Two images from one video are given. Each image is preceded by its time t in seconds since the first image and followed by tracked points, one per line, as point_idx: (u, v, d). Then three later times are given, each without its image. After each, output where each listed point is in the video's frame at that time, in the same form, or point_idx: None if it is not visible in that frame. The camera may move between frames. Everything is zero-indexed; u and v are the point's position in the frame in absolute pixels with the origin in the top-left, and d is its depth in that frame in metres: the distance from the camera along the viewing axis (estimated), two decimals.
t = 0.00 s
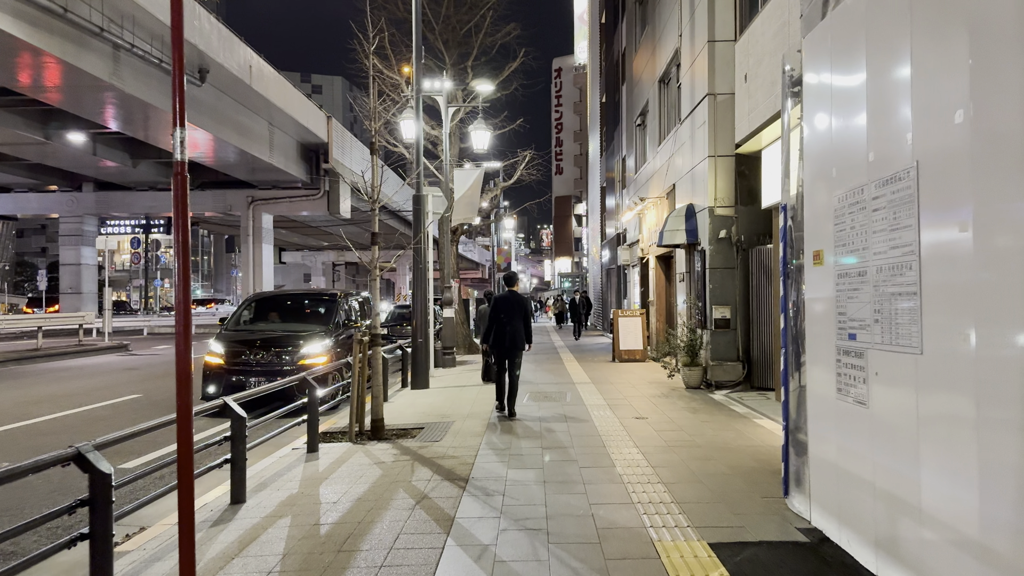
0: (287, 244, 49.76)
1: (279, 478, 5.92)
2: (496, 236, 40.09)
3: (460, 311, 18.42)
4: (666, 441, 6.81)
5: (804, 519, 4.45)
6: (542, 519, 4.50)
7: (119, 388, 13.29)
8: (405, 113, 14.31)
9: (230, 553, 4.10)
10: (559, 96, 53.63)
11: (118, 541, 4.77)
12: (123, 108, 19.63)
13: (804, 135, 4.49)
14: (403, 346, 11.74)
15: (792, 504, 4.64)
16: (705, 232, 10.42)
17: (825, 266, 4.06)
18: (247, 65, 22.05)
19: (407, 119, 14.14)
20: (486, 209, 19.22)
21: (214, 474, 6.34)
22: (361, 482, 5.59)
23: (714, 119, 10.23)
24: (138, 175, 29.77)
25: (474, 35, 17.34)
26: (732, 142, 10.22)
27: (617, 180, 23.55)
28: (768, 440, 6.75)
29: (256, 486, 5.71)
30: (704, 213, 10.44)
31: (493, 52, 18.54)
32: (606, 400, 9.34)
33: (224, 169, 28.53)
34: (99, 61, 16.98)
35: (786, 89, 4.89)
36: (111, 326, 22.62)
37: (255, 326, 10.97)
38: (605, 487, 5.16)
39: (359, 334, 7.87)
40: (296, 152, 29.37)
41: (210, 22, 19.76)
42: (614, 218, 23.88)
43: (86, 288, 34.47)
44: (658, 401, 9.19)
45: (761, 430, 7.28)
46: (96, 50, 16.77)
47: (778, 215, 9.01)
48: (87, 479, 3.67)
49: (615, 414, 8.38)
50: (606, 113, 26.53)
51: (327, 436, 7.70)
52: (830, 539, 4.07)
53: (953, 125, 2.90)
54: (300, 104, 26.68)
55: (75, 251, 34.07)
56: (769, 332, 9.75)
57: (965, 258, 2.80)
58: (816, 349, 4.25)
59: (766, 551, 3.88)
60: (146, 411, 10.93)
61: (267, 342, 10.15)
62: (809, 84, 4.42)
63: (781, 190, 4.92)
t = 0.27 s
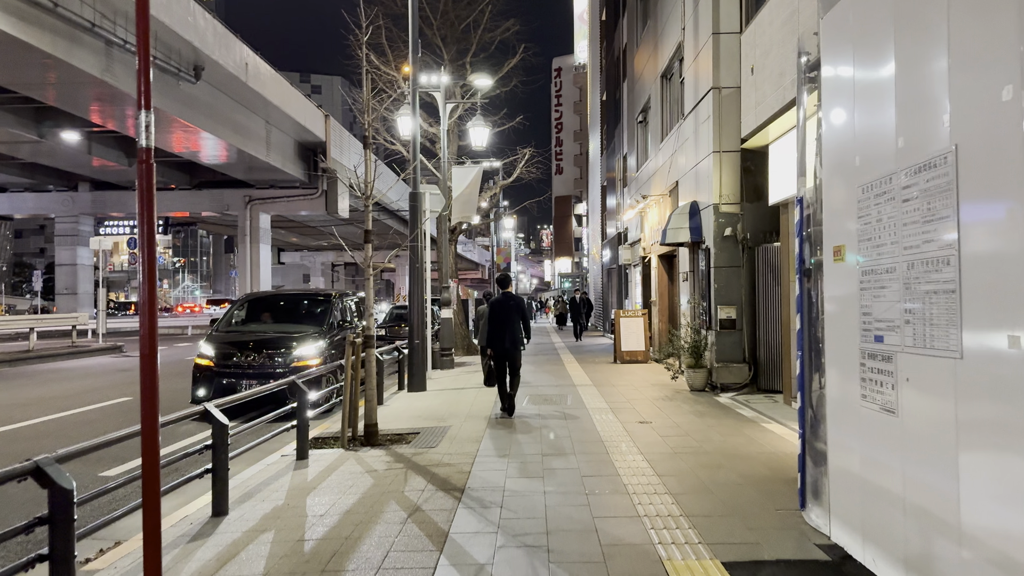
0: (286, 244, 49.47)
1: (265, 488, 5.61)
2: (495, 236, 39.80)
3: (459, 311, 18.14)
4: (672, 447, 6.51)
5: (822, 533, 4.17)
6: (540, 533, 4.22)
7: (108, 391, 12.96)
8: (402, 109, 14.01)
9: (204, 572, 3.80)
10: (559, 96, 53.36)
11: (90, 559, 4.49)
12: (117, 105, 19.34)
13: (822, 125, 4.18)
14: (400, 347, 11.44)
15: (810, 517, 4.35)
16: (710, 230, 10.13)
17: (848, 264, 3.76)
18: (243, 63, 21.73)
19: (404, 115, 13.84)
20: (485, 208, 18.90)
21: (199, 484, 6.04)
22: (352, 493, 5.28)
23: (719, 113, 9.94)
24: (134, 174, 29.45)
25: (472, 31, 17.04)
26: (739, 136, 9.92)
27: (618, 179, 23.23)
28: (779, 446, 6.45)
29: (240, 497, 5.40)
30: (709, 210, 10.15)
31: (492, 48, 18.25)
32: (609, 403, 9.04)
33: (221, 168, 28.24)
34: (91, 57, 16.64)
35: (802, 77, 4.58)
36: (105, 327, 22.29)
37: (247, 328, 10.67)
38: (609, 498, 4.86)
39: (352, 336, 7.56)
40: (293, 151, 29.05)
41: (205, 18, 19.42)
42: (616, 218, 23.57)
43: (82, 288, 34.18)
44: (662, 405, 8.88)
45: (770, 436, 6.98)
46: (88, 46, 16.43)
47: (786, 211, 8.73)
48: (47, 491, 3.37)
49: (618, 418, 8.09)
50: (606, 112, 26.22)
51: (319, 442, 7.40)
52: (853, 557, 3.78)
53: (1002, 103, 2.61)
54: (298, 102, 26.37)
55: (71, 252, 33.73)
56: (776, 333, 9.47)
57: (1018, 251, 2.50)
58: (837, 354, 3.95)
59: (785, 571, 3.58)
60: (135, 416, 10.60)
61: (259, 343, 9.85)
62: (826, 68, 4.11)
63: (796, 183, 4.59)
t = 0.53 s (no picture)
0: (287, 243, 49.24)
1: (254, 498, 5.34)
2: (497, 235, 39.54)
3: (461, 311, 17.87)
4: (681, 452, 6.24)
5: (847, 549, 3.89)
6: (544, 549, 3.94)
7: (102, 392, 12.69)
8: (402, 104, 13.74)
9: None
10: (561, 94, 53.06)
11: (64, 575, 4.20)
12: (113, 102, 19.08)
13: (846, 114, 3.90)
14: (399, 347, 11.17)
15: (832, 531, 4.08)
16: (718, 227, 9.86)
17: (877, 264, 3.48)
18: (242, 59, 21.45)
19: (404, 110, 13.57)
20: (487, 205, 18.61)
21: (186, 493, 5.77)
22: (345, 503, 5.01)
23: (727, 107, 9.65)
24: (133, 173, 29.18)
25: (473, 25, 16.77)
26: (748, 131, 9.63)
27: (621, 176, 22.96)
28: (793, 453, 6.17)
29: (228, 507, 5.13)
30: (717, 207, 9.87)
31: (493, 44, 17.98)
32: (614, 406, 8.75)
33: (221, 166, 27.97)
34: (87, 53, 16.36)
35: (823, 63, 4.30)
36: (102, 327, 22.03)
37: (243, 327, 10.40)
38: (617, 509, 4.59)
39: (348, 337, 7.28)
40: (293, 149, 28.78)
41: (204, 14, 19.15)
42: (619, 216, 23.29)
43: (81, 287, 33.98)
44: (669, 407, 8.61)
45: (784, 441, 6.70)
46: (83, 41, 16.14)
47: (799, 208, 8.45)
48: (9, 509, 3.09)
49: (624, 421, 7.82)
50: (609, 109, 25.97)
51: (314, 447, 7.13)
52: None
53: None
54: (298, 99, 26.08)
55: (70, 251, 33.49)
56: (786, 333, 9.20)
57: None
58: (864, 359, 3.67)
59: None
60: (128, 418, 10.32)
61: (255, 344, 9.58)
62: (851, 52, 3.82)
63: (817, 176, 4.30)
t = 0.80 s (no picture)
0: (288, 242, 48.96)
1: (243, 507, 5.04)
2: (499, 233, 39.20)
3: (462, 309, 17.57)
4: (694, 458, 5.93)
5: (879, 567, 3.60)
6: (551, 567, 3.64)
7: (95, 393, 12.40)
8: (402, 98, 13.42)
9: None
10: (563, 92, 52.66)
11: None
12: (108, 98, 18.76)
13: (877, 98, 3.60)
14: (398, 347, 10.86)
15: (862, 547, 3.78)
16: (727, 223, 9.57)
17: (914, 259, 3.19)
18: (241, 56, 21.12)
19: (404, 105, 13.26)
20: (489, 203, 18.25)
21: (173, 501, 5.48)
22: (339, 513, 4.72)
23: (737, 98, 9.35)
24: (132, 171, 28.90)
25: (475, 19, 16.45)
26: (758, 123, 9.34)
27: (625, 174, 22.63)
28: (811, 459, 5.85)
29: (215, 517, 4.84)
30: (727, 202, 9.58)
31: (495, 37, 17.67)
32: (621, 408, 8.44)
33: (221, 164, 27.68)
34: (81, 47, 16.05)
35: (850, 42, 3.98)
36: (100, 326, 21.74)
37: (238, 326, 10.11)
38: (627, 522, 4.29)
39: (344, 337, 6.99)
40: (293, 147, 28.48)
41: (201, 8, 18.84)
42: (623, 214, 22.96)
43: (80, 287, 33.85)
44: (677, 410, 8.31)
45: (800, 447, 6.39)
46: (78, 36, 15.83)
47: (813, 203, 8.18)
48: None
49: (632, 424, 7.51)
50: (613, 105, 25.64)
51: (308, 452, 6.84)
52: None
53: None
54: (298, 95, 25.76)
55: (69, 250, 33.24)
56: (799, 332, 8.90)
57: None
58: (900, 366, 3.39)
59: None
60: (120, 419, 10.03)
61: (248, 343, 9.30)
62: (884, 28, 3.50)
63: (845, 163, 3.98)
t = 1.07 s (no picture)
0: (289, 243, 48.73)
1: (229, 523, 4.76)
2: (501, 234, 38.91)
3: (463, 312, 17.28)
4: (705, 470, 5.65)
5: None
6: None
7: (88, 398, 12.13)
8: (401, 97, 13.15)
9: None
10: (565, 93, 52.51)
11: None
12: (106, 97, 18.48)
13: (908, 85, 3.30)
14: (397, 351, 10.59)
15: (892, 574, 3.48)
16: (735, 224, 9.30)
17: (956, 264, 2.85)
18: (241, 55, 20.83)
19: (404, 103, 12.99)
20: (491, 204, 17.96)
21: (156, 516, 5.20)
22: (330, 531, 4.44)
23: (747, 95, 9.07)
24: (132, 172, 28.66)
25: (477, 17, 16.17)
26: (769, 120, 9.07)
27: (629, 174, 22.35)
28: (828, 471, 5.57)
29: (198, 535, 4.55)
30: (735, 202, 9.31)
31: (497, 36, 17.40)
32: (626, 415, 8.16)
33: (221, 165, 27.44)
34: (77, 45, 15.76)
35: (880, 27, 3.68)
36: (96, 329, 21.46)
37: (233, 330, 9.84)
38: (638, 543, 3.99)
39: (339, 342, 6.72)
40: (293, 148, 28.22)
41: (200, 6, 18.57)
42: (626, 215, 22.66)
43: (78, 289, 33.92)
44: (685, 417, 8.02)
45: (815, 457, 6.10)
46: (73, 34, 15.55)
47: (826, 203, 7.94)
48: None
49: (638, 433, 7.22)
50: (616, 104, 25.38)
51: (301, 463, 6.56)
52: None
53: None
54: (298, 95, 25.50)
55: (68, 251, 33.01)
56: (811, 336, 8.63)
57: None
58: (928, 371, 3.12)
59: None
60: (111, 425, 9.75)
61: (243, 348, 9.03)
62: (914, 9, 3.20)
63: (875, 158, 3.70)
